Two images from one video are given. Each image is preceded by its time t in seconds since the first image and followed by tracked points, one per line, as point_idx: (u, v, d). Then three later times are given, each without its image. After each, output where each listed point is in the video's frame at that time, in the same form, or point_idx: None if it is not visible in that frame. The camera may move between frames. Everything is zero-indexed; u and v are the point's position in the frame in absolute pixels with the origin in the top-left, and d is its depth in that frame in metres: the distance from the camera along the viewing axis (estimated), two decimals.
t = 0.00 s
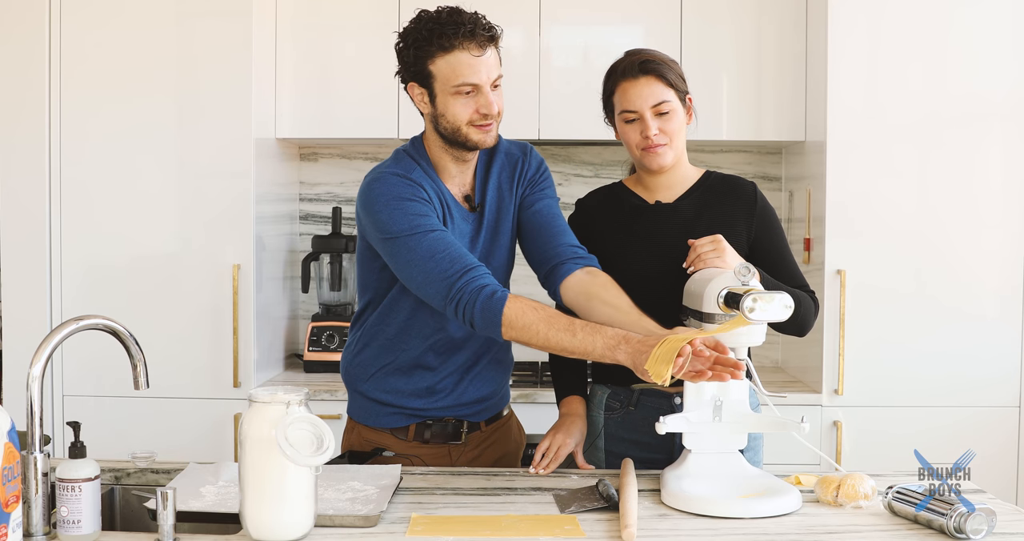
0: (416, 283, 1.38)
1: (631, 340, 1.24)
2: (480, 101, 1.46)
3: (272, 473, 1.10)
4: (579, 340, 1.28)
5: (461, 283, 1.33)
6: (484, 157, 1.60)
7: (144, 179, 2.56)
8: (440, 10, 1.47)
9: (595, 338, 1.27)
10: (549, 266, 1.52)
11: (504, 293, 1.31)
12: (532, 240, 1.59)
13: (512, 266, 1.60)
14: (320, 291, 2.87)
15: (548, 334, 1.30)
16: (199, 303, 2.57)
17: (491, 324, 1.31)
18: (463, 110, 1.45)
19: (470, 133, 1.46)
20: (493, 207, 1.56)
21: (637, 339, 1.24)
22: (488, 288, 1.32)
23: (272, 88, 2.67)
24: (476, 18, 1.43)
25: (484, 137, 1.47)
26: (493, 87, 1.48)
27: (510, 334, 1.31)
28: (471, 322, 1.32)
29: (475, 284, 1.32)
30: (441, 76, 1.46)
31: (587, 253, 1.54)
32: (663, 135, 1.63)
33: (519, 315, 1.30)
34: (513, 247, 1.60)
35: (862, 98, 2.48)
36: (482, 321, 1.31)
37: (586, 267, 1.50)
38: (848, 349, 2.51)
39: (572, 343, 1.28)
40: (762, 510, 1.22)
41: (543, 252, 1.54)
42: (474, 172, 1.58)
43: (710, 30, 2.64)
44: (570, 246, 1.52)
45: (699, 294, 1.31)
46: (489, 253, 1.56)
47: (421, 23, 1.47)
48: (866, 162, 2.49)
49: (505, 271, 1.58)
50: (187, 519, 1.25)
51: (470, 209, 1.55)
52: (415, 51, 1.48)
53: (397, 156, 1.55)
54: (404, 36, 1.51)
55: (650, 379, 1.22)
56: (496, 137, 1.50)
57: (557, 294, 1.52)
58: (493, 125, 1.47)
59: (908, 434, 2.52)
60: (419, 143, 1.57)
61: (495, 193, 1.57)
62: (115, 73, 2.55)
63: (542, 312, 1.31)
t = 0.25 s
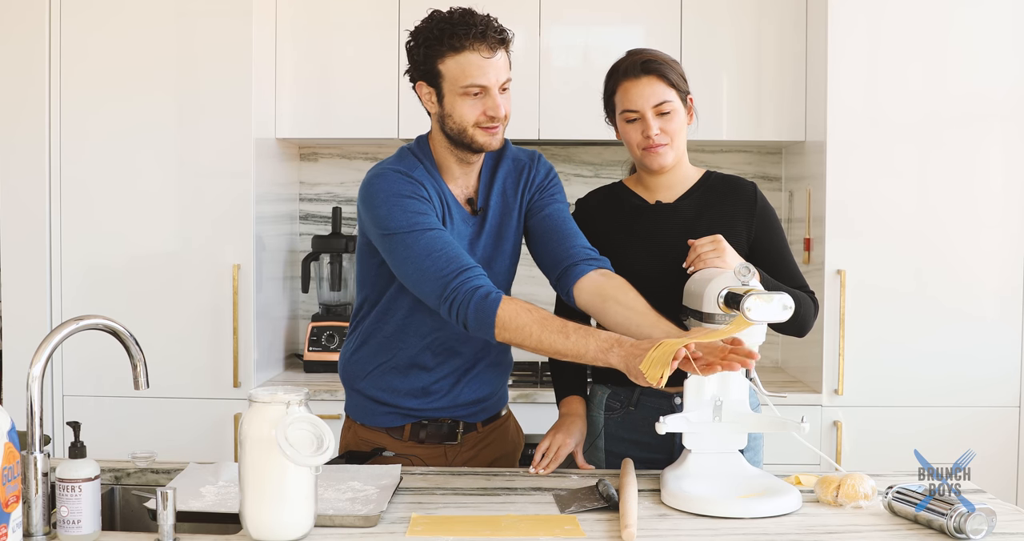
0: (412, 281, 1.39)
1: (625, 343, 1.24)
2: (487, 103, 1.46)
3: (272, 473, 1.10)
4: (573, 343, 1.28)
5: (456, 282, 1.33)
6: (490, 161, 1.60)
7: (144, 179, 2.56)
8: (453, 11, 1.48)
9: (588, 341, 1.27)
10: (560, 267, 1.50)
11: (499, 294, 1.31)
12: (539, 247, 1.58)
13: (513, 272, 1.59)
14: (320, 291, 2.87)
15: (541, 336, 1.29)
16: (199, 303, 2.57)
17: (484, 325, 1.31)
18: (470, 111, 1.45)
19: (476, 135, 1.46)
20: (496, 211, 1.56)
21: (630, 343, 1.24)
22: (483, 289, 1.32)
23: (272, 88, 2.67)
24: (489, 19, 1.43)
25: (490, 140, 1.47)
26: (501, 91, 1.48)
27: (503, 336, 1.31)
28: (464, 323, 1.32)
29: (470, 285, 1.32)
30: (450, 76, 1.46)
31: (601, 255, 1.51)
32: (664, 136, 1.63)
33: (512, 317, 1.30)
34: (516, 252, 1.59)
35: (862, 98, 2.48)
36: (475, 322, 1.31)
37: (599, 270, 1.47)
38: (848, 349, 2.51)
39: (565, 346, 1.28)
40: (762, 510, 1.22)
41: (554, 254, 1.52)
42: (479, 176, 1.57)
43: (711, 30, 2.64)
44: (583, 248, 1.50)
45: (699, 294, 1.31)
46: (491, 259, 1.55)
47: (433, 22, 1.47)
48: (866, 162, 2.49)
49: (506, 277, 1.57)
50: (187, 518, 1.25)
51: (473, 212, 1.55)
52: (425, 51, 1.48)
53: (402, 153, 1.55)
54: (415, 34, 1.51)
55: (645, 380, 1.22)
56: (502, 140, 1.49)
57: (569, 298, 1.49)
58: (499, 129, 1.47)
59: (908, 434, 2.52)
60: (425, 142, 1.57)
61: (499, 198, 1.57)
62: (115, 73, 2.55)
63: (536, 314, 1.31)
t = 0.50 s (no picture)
0: (409, 278, 1.39)
1: (620, 342, 1.24)
2: (491, 104, 1.45)
3: (272, 473, 1.10)
4: (569, 342, 1.28)
5: (453, 281, 1.33)
6: (494, 163, 1.60)
7: (144, 179, 2.56)
8: (462, 11, 1.48)
9: (584, 340, 1.27)
10: (563, 272, 1.50)
11: (496, 294, 1.31)
12: (542, 252, 1.57)
13: (515, 276, 1.59)
14: (320, 291, 2.87)
15: (538, 336, 1.30)
16: (199, 303, 2.57)
17: (480, 325, 1.31)
18: (474, 112, 1.45)
19: (479, 136, 1.46)
20: (497, 214, 1.55)
21: (626, 342, 1.24)
22: (480, 289, 1.32)
23: (272, 88, 2.67)
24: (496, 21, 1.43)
25: (493, 141, 1.47)
26: (506, 92, 1.48)
27: (500, 336, 1.31)
28: (460, 322, 1.32)
29: (467, 285, 1.32)
30: (455, 76, 1.46)
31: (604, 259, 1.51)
32: (664, 136, 1.63)
33: (509, 316, 1.30)
34: (518, 255, 1.58)
35: (862, 98, 2.48)
36: (471, 321, 1.31)
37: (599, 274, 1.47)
38: (848, 349, 2.51)
39: (562, 345, 1.28)
40: (762, 510, 1.22)
41: (558, 258, 1.51)
42: (482, 177, 1.57)
43: (710, 30, 2.64)
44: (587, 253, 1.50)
45: (699, 294, 1.31)
46: (491, 261, 1.55)
47: (441, 22, 1.47)
48: (866, 163, 2.49)
49: (506, 280, 1.57)
50: (187, 519, 1.25)
51: (474, 213, 1.55)
52: (431, 50, 1.48)
53: (405, 151, 1.55)
54: (422, 33, 1.51)
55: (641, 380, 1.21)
56: (506, 142, 1.49)
57: (572, 302, 1.48)
58: (503, 130, 1.47)
59: (908, 434, 2.52)
60: (429, 141, 1.58)
61: (501, 201, 1.56)
62: (115, 73, 2.55)
63: (532, 314, 1.31)
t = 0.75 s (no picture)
0: (407, 276, 1.39)
1: (616, 343, 1.25)
2: (492, 104, 1.45)
3: (272, 473, 1.10)
4: (565, 342, 1.28)
5: (450, 280, 1.33)
6: (496, 163, 1.60)
7: (144, 179, 2.56)
8: (464, 10, 1.48)
9: (580, 340, 1.27)
10: (562, 274, 1.50)
11: (492, 294, 1.31)
12: (543, 253, 1.57)
13: (515, 277, 1.58)
14: (320, 291, 2.87)
15: (533, 335, 1.30)
16: (199, 303, 2.57)
17: (476, 324, 1.31)
18: (475, 112, 1.45)
19: (480, 136, 1.46)
20: (497, 214, 1.55)
21: (622, 343, 1.24)
22: (476, 288, 1.32)
23: (272, 88, 2.67)
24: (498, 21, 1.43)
25: (494, 141, 1.47)
26: (507, 92, 1.48)
27: (495, 336, 1.31)
28: (457, 321, 1.32)
29: (463, 284, 1.32)
30: (456, 76, 1.46)
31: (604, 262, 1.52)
32: (664, 136, 1.63)
33: (505, 316, 1.30)
34: (518, 256, 1.58)
35: (862, 98, 2.48)
36: (467, 320, 1.31)
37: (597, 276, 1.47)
38: (848, 349, 2.51)
39: (557, 345, 1.28)
40: (761, 510, 1.22)
41: (558, 260, 1.52)
42: (483, 177, 1.57)
43: (710, 30, 2.64)
44: (588, 255, 1.50)
45: (699, 294, 1.31)
46: (491, 261, 1.55)
47: (443, 21, 1.47)
48: (866, 163, 2.49)
49: (507, 281, 1.57)
50: (187, 519, 1.25)
51: (474, 213, 1.55)
52: (433, 48, 1.48)
53: (406, 150, 1.55)
54: (424, 32, 1.51)
55: (636, 380, 1.22)
56: (506, 142, 1.49)
57: (571, 304, 1.48)
58: (503, 130, 1.47)
59: (908, 434, 2.52)
60: (429, 140, 1.58)
61: (502, 201, 1.56)
62: (114, 72, 2.55)
63: (528, 313, 1.31)
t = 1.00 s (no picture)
0: (405, 275, 1.39)
1: (613, 342, 1.24)
2: (491, 104, 1.45)
3: (272, 473, 1.10)
4: (561, 341, 1.28)
5: (447, 279, 1.33)
6: (496, 163, 1.60)
7: (144, 179, 2.56)
8: (464, 10, 1.48)
9: (577, 340, 1.27)
10: (562, 274, 1.50)
11: (489, 293, 1.31)
12: (543, 254, 1.57)
13: (515, 277, 1.58)
14: (320, 291, 2.87)
15: (530, 334, 1.29)
16: (199, 303, 2.57)
17: (473, 324, 1.31)
18: (474, 111, 1.45)
19: (479, 135, 1.46)
20: (497, 214, 1.55)
21: (619, 343, 1.24)
22: (473, 287, 1.32)
23: (272, 88, 2.67)
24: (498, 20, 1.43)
25: (493, 141, 1.47)
26: (506, 92, 1.47)
27: (492, 335, 1.31)
28: (454, 320, 1.32)
29: (460, 283, 1.32)
30: (456, 75, 1.46)
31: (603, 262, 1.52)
32: (663, 136, 1.63)
33: (501, 315, 1.30)
34: (518, 256, 1.58)
35: (862, 98, 2.48)
36: (465, 319, 1.31)
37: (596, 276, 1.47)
38: (848, 349, 2.51)
39: (554, 344, 1.28)
40: (762, 510, 1.22)
41: (558, 260, 1.52)
42: (482, 176, 1.57)
43: (710, 30, 2.64)
44: (588, 255, 1.50)
45: (699, 294, 1.31)
46: (491, 261, 1.55)
47: (443, 20, 1.47)
48: (866, 163, 2.49)
49: (506, 281, 1.57)
50: (187, 519, 1.25)
51: (474, 212, 1.55)
52: (433, 48, 1.48)
53: (405, 149, 1.55)
54: (424, 31, 1.51)
55: (632, 381, 1.21)
56: (505, 142, 1.49)
57: (571, 304, 1.48)
58: (502, 130, 1.47)
59: (908, 434, 2.52)
60: (429, 139, 1.58)
61: (501, 201, 1.56)
62: (114, 72, 2.55)
63: (525, 312, 1.31)
